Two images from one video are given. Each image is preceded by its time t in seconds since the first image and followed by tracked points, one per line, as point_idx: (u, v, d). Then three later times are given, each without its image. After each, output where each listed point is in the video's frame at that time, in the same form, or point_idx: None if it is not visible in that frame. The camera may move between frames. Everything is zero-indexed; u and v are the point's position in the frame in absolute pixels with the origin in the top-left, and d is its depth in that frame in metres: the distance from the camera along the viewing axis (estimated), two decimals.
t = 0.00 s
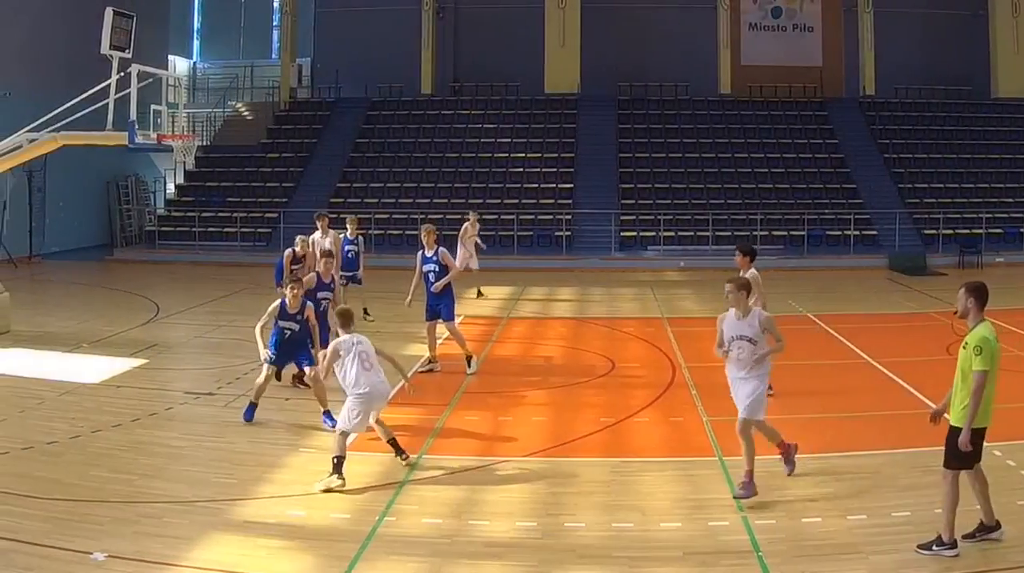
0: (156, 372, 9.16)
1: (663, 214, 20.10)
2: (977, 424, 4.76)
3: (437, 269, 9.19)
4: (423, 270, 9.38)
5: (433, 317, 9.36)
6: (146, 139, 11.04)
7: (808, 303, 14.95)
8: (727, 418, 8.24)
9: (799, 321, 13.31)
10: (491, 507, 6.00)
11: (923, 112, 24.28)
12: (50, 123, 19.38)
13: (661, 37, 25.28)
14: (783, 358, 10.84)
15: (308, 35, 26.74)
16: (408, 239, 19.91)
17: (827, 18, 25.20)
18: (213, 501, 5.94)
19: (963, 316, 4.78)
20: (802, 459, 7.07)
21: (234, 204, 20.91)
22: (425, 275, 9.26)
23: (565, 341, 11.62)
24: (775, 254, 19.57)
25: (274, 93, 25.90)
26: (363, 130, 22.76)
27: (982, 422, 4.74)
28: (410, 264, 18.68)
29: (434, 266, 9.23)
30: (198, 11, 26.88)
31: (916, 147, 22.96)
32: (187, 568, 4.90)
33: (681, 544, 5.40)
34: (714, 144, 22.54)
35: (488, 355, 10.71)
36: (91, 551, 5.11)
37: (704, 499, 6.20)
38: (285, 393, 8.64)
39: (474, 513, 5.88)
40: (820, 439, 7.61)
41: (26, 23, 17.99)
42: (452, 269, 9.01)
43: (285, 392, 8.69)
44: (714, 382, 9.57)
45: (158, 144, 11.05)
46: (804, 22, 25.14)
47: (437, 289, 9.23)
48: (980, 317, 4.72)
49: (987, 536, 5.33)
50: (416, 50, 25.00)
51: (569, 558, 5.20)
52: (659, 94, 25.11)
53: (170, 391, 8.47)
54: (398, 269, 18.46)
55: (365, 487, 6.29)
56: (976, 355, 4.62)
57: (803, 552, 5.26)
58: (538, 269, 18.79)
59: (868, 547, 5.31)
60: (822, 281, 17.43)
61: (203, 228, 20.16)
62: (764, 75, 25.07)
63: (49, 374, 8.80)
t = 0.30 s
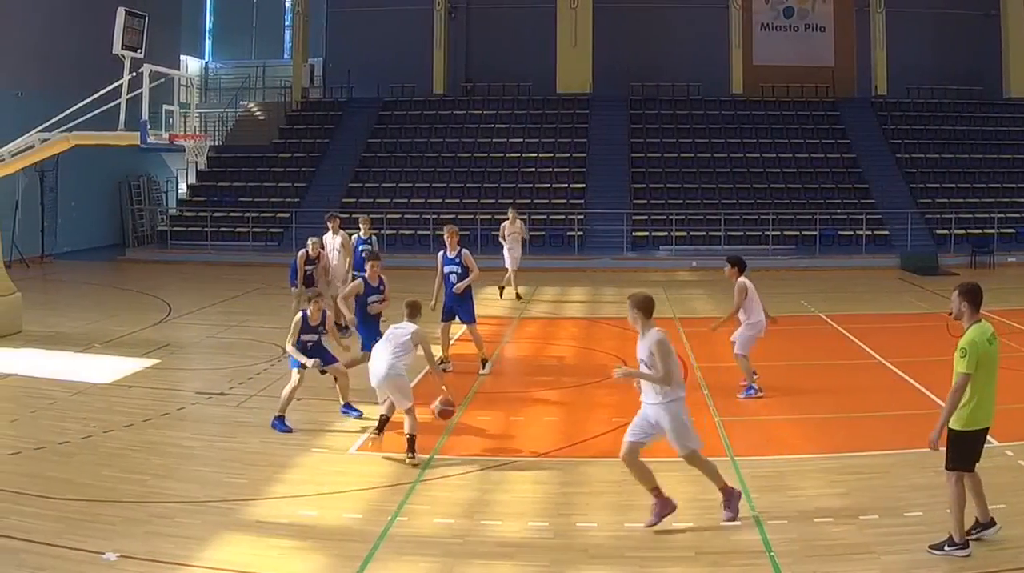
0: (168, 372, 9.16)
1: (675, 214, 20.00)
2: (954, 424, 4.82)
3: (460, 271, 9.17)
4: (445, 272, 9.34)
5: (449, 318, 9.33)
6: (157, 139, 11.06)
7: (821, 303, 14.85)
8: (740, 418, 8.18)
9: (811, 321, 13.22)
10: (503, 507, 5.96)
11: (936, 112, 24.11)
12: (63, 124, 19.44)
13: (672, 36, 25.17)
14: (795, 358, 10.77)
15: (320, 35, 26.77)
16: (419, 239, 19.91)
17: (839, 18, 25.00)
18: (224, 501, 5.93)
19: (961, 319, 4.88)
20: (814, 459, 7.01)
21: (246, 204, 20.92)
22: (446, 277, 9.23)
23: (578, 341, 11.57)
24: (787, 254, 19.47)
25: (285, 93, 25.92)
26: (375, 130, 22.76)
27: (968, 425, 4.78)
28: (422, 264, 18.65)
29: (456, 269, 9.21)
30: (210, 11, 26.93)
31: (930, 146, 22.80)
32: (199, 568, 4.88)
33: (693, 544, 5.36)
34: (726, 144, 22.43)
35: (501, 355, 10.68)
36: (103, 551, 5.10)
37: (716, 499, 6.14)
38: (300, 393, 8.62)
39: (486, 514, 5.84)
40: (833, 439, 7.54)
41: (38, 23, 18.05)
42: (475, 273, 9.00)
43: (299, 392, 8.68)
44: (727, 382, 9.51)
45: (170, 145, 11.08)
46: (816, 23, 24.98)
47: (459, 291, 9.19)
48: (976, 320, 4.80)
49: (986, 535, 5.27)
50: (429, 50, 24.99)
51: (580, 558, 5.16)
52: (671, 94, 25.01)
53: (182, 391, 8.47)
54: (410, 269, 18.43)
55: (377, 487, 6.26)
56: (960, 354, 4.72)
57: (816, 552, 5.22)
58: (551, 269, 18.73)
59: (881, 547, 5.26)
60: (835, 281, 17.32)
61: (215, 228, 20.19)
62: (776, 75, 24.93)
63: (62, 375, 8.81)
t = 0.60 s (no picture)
0: (180, 372, 9.16)
1: (687, 214, 19.91)
2: (959, 424, 4.77)
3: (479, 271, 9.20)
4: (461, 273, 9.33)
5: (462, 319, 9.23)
6: (169, 139, 11.07)
7: (833, 303, 14.75)
8: (752, 418, 8.11)
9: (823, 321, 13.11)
10: (514, 507, 5.92)
11: (949, 112, 23.95)
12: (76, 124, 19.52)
13: (684, 36, 25.07)
14: (808, 358, 10.69)
15: (332, 35, 26.80)
16: (431, 239, 19.91)
17: (852, 17, 24.83)
18: (236, 501, 5.90)
19: (969, 317, 4.83)
20: (826, 458, 6.95)
21: (259, 204, 20.95)
22: (464, 277, 9.21)
23: (590, 341, 11.52)
24: (799, 254, 19.37)
25: (298, 94, 25.96)
26: (387, 130, 22.75)
27: (973, 424, 4.72)
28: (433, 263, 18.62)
29: (474, 270, 9.20)
30: (223, 11, 27.00)
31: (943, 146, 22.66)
32: (210, 568, 4.86)
33: (704, 544, 5.31)
34: (738, 144, 22.33)
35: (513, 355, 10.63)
36: (115, 551, 5.08)
37: (728, 498, 6.09)
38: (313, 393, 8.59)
39: (497, 513, 5.80)
40: (846, 439, 7.46)
41: (50, 24, 18.12)
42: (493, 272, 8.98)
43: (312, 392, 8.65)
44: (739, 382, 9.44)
45: (182, 145, 11.09)
46: (828, 23, 24.82)
47: (477, 294, 9.16)
48: (985, 318, 4.74)
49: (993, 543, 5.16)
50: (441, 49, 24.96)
51: (591, 558, 5.12)
52: (683, 94, 24.91)
53: (194, 392, 8.47)
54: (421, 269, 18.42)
55: (389, 487, 6.23)
56: (965, 350, 4.68)
57: (829, 552, 5.16)
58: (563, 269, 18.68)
59: (894, 548, 5.21)
60: (847, 281, 17.20)
61: (227, 228, 20.22)
62: (788, 75, 24.81)
63: (74, 375, 8.82)
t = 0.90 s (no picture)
0: (191, 372, 9.16)
1: (699, 214, 19.83)
2: (971, 425, 4.70)
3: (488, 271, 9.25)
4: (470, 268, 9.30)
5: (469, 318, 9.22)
6: (181, 139, 11.08)
7: (846, 302, 14.65)
8: (765, 418, 8.04)
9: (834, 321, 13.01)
10: (524, 506, 5.88)
11: (962, 112, 23.79)
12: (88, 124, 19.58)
13: (696, 36, 24.97)
14: (820, 358, 10.59)
15: (344, 35, 26.84)
16: (443, 239, 19.90)
17: (865, 17, 24.59)
18: (248, 501, 5.88)
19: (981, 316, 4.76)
20: (838, 458, 6.88)
21: (271, 204, 20.98)
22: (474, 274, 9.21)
23: (601, 341, 11.46)
24: (811, 254, 19.27)
25: (309, 93, 25.97)
26: (399, 130, 22.76)
27: (986, 424, 4.65)
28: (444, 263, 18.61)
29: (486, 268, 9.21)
30: (234, 11, 27.07)
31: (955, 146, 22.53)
32: (221, 568, 4.84)
33: (716, 544, 5.25)
34: (750, 143, 22.24)
35: (525, 355, 10.59)
36: (127, 551, 5.07)
37: (740, 498, 6.03)
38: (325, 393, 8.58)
39: (508, 513, 5.75)
40: (858, 439, 7.38)
41: (62, 24, 18.19)
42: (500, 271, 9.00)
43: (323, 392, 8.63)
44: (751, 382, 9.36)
45: (193, 144, 11.10)
46: (841, 22, 24.61)
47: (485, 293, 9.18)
48: (997, 318, 4.67)
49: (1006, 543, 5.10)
50: (452, 50, 24.94)
51: (603, 558, 5.08)
52: (695, 94, 24.81)
53: (206, 392, 8.46)
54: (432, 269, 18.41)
55: (399, 487, 6.19)
56: (977, 351, 4.60)
57: (842, 553, 5.10)
58: (575, 270, 18.63)
59: (907, 548, 5.15)
60: (860, 281, 17.07)
61: (239, 228, 20.26)
62: (799, 75, 24.66)
63: (86, 375, 8.83)
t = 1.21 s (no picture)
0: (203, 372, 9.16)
1: (711, 214, 19.75)
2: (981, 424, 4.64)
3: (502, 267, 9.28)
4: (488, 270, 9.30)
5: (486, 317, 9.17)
6: (193, 139, 11.10)
7: (858, 302, 14.55)
8: (777, 418, 7.97)
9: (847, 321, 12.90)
10: (535, 506, 5.84)
11: (976, 112, 23.61)
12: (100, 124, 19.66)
13: (708, 36, 24.86)
14: (833, 358, 10.51)
15: (356, 35, 26.87)
16: (455, 239, 19.86)
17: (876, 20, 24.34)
18: (260, 501, 5.86)
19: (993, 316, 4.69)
20: (849, 458, 6.81)
21: (283, 204, 21.00)
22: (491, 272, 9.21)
23: (613, 341, 11.40)
24: (823, 254, 19.17)
25: (322, 93, 25.99)
26: (411, 130, 22.75)
27: (997, 423, 4.58)
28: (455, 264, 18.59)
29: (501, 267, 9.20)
30: (246, 11, 27.14)
31: (967, 146, 22.40)
32: (232, 568, 4.82)
33: (728, 544, 5.20)
34: (762, 143, 22.13)
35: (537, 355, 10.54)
36: (138, 551, 5.05)
37: (752, 498, 5.97)
38: (336, 393, 8.55)
39: (520, 513, 5.71)
40: (871, 439, 7.31)
41: (74, 24, 18.25)
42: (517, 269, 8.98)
43: (335, 392, 8.62)
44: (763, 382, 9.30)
45: (205, 144, 11.11)
46: (853, 23, 24.44)
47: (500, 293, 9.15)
48: (1010, 317, 4.61)
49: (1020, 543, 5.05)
50: (464, 50, 24.91)
51: (615, 559, 5.03)
52: (707, 93, 24.71)
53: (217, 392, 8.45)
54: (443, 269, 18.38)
55: (411, 487, 6.16)
56: (988, 349, 4.54)
57: (855, 553, 5.05)
58: (587, 270, 18.55)
59: (919, 548, 5.09)
60: (872, 281, 16.94)
61: (251, 229, 20.29)
62: (811, 75, 24.52)
63: (98, 375, 8.84)
